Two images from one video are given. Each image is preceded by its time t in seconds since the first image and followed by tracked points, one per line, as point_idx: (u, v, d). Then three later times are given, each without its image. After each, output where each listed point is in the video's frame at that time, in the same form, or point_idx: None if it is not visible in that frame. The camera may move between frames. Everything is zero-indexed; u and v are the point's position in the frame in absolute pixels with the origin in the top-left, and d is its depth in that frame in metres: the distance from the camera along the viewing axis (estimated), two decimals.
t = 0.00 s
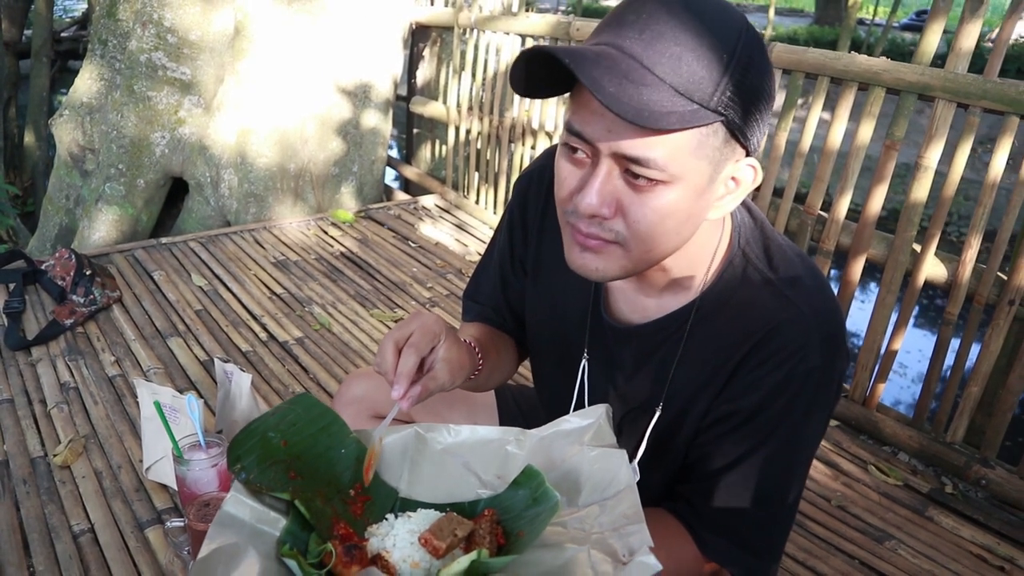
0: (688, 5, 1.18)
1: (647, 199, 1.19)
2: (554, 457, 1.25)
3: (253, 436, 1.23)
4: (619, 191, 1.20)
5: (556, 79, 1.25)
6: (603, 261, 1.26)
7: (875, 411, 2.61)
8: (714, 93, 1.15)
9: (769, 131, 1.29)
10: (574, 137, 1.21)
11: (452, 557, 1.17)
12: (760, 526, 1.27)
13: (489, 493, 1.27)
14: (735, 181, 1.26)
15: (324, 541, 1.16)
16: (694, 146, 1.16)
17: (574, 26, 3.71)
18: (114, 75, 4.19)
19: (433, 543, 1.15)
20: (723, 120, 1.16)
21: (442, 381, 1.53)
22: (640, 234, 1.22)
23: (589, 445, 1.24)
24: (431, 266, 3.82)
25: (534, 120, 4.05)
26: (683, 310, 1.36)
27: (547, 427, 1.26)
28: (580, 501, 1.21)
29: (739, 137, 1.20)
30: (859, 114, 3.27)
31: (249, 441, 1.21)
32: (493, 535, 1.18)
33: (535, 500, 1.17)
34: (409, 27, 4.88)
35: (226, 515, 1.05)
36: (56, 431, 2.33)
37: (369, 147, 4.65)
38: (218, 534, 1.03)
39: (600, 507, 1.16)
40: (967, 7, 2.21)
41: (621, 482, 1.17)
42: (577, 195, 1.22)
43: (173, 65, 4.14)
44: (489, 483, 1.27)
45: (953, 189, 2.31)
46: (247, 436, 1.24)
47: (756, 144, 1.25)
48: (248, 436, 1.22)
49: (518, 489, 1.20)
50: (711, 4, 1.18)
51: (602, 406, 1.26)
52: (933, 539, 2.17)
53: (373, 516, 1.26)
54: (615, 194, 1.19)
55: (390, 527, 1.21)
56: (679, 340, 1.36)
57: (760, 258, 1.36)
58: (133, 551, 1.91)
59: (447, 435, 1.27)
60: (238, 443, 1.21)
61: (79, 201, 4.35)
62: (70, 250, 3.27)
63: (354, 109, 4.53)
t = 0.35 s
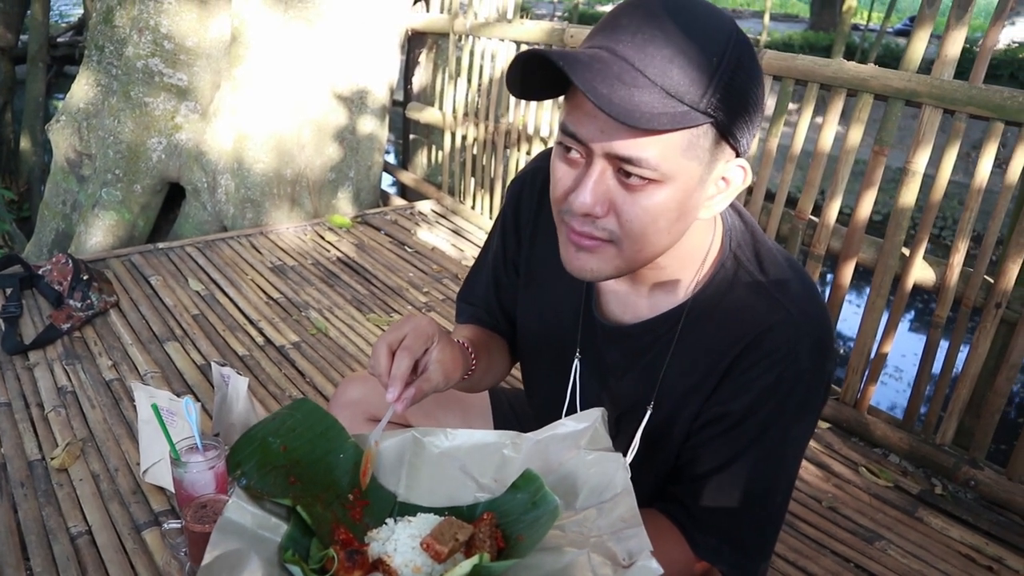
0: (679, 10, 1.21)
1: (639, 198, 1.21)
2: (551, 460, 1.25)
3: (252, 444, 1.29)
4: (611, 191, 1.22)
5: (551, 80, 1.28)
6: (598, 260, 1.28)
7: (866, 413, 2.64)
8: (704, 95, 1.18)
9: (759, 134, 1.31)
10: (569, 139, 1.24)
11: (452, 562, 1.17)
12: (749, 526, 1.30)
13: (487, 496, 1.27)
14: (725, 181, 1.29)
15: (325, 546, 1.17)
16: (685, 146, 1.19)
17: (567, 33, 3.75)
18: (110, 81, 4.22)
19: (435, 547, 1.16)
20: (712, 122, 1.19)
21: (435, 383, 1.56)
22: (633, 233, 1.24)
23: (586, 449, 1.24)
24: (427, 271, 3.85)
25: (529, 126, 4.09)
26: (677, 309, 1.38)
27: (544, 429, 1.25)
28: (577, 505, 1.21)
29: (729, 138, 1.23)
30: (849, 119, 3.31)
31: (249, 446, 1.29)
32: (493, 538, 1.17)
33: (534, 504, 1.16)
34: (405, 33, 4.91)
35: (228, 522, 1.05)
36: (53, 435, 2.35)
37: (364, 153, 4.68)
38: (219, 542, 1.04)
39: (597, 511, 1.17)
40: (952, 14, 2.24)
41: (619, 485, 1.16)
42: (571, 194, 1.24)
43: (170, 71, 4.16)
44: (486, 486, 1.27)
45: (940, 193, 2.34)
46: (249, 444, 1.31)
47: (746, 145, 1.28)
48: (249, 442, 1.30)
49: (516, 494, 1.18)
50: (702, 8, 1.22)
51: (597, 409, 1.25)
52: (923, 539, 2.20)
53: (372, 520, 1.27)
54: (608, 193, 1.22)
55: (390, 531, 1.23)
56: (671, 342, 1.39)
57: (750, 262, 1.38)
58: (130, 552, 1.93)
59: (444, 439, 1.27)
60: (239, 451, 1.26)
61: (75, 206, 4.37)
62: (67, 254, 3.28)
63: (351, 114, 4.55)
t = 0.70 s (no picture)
0: (678, 9, 1.23)
1: (639, 192, 1.22)
2: (549, 463, 1.26)
3: (250, 447, 1.26)
4: (611, 186, 1.23)
5: (553, 79, 1.30)
6: (599, 256, 1.29)
7: (868, 418, 2.64)
8: (701, 90, 1.18)
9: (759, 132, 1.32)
10: (569, 135, 1.24)
11: (450, 563, 1.18)
12: (749, 527, 1.30)
13: (484, 499, 1.28)
14: (724, 177, 1.29)
15: (322, 547, 1.17)
16: (683, 140, 1.19)
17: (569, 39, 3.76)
18: (114, 88, 4.25)
19: (431, 548, 1.16)
20: (710, 117, 1.20)
21: (434, 377, 1.57)
22: (632, 228, 1.25)
23: (584, 452, 1.24)
24: (430, 276, 3.86)
25: (531, 132, 4.10)
26: (676, 309, 1.39)
27: (542, 432, 1.27)
28: (574, 506, 1.21)
29: (727, 133, 1.23)
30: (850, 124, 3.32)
31: (248, 449, 1.26)
32: (490, 540, 1.18)
33: (531, 505, 1.16)
34: (407, 39, 4.93)
35: (227, 524, 1.06)
36: (56, 439, 2.35)
37: (367, 158, 4.70)
38: (219, 543, 1.04)
39: (594, 512, 1.17)
40: (953, 19, 2.25)
41: (615, 487, 1.16)
42: (572, 190, 1.25)
43: (173, 77, 4.18)
44: (484, 488, 1.28)
45: (941, 198, 2.35)
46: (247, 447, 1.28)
47: (745, 142, 1.28)
48: (248, 444, 1.27)
49: (514, 495, 1.19)
50: (700, 7, 1.23)
51: (595, 411, 1.26)
52: (924, 544, 2.20)
53: (371, 522, 1.27)
54: (608, 188, 1.22)
55: (388, 532, 1.23)
56: (670, 343, 1.39)
57: (749, 263, 1.39)
58: (132, 556, 1.93)
59: (443, 441, 1.28)
60: (237, 454, 1.24)
61: (79, 212, 4.38)
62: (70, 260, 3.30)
63: (353, 120, 4.57)
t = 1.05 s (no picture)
0: (678, 7, 1.24)
1: (641, 189, 1.22)
2: (549, 462, 1.26)
3: (253, 443, 1.25)
4: (614, 184, 1.23)
5: (554, 78, 1.29)
6: (600, 254, 1.29)
7: (871, 420, 2.64)
8: (702, 85, 1.19)
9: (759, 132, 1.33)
10: (572, 132, 1.25)
11: (448, 559, 1.18)
12: (751, 527, 1.31)
13: (485, 498, 1.28)
14: (724, 174, 1.30)
15: (323, 544, 1.17)
16: (685, 136, 1.20)
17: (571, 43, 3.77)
18: (118, 93, 4.27)
19: (430, 545, 1.16)
20: (710, 113, 1.21)
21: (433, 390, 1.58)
22: (634, 225, 1.25)
23: (583, 451, 1.25)
24: (432, 280, 3.87)
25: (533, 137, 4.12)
26: (676, 309, 1.39)
27: (542, 432, 1.28)
28: (574, 505, 1.21)
29: (727, 130, 1.24)
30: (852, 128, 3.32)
31: (250, 447, 1.24)
32: (489, 537, 1.17)
33: (531, 503, 1.17)
34: (410, 44, 4.95)
35: (229, 521, 1.07)
36: (59, 441, 2.36)
37: (370, 162, 4.71)
38: (220, 539, 1.05)
39: (593, 510, 1.18)
40: (953, 22, 2.26)
41: (614, 486, 1.17)
42: (574, 188, 1.25)
43: (177, 82, 4.19)
44: (484, 487, 1.29)
45: (942, 201, 2.35)
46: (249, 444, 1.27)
47: (745, 140, 1.29)
48: (250, 443, 1.25)
49: (513, 493, 1.19)
50: (700, 6, 1.24)
51: (596, 410, 1.27)
52: (927, 546, 2.20)
53: (371, 520, 1.28)
54: (610, 186, 1.22)
55: (388, 530, 1.23)
56: (671, 342, 1.40)
57: (748, 263, 1.39)
58: (135, 557, 1.93)
59: (445, 441, 1.29)
60: (239, 450, 1.22)
61: (82, 216, 4.40)
62: (74, 263, 3.31)
63: (356, 125, 4.59)
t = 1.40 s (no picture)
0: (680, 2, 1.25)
1: (640, 181, 1.23)
2: (550, 460, 1.27)
3: (257, 440, 1.26)
4: (613, 176, 1.24)
5: (556, 71, 1.30)
6: (599, 248, 1.29)
7: (876, 423, 2.63)
8: (700, 79, 1.20)
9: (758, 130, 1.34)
10: (572, 126, 1.26)
11: (449, 556, 1.18)
12: (752, 526, 1.30)
13: (486, 496, 1.29)
14: (724, 170, 1.31)
15: (325, 541, 1.18)
16: (684, 129, 1.21)
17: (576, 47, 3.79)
18: (127, 99, 4.30)
19: (430, 542, 1.17)
20: (709, 107, 1.21)
21: (448, 338, 1.63)
22: (633, 218, 1.26)
23: (584, 448, 1.26)
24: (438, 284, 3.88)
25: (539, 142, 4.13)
26: (677, 308, 1.40)
27: (545, 430, 1.28)
28: (575, 502, 1.23)
29: (726, 125, 1.25)
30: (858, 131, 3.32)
31: (253, 445, 1.24)
32: (489, 534, 1.19)
33: (531, 500, 1.18)
34: (416, 49, 4.98)
35: (229, 517, 1.08)
36: (67, 443, 2.38)
37: (376, 167, 4.74)
38: (222, 534, 1.06)
39: (593, 507, 1.19)
40: (957, 24, 2.26)
41: (615, 483, 1.18)
42: (573, 180, 1.26)
43: (185, 88, 4.21)
44: (486, 485, 1.30)
45: (947, 204, 2.35)
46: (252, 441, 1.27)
47: (743, 136, 1.30)
48: (253, 441, 1.25)
49: (514, 491, 1.20)
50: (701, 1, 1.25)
51: (596, 409, 1.28)
52: (933, 549, 2.19)
53: (373, 517, 1.28)
54: (609, 178, 1.23)
55: (389, 528, 1.24)
56: (672, 342, 1.40)
57: (750, 262, 1.40)
58: (141, 557, 1.94)
59: (446, 440, 1.29)
60: (243, 448, 1.23)
61: (91, 221, 4.43)
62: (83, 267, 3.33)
63: (362, 130, 4.61)
